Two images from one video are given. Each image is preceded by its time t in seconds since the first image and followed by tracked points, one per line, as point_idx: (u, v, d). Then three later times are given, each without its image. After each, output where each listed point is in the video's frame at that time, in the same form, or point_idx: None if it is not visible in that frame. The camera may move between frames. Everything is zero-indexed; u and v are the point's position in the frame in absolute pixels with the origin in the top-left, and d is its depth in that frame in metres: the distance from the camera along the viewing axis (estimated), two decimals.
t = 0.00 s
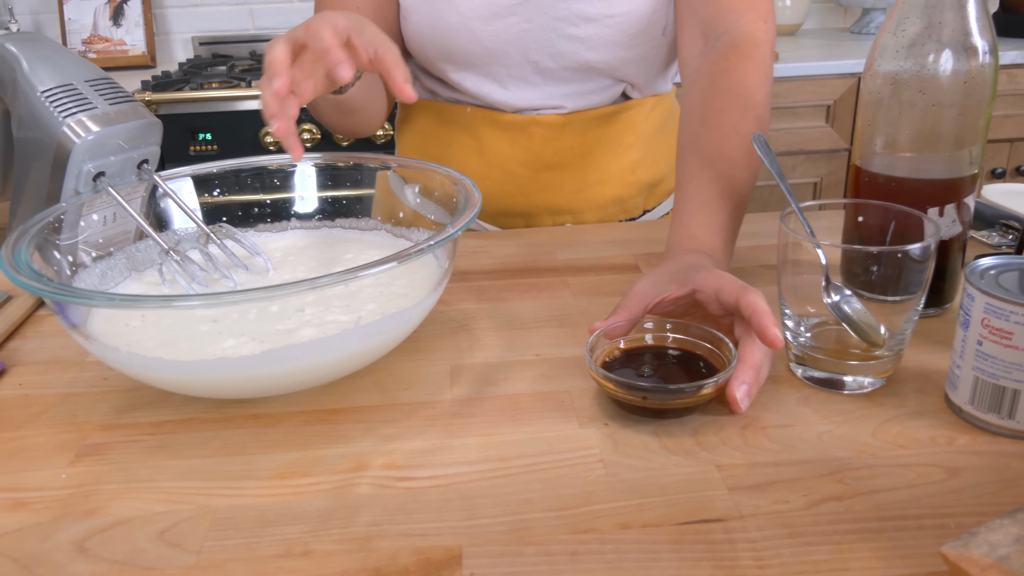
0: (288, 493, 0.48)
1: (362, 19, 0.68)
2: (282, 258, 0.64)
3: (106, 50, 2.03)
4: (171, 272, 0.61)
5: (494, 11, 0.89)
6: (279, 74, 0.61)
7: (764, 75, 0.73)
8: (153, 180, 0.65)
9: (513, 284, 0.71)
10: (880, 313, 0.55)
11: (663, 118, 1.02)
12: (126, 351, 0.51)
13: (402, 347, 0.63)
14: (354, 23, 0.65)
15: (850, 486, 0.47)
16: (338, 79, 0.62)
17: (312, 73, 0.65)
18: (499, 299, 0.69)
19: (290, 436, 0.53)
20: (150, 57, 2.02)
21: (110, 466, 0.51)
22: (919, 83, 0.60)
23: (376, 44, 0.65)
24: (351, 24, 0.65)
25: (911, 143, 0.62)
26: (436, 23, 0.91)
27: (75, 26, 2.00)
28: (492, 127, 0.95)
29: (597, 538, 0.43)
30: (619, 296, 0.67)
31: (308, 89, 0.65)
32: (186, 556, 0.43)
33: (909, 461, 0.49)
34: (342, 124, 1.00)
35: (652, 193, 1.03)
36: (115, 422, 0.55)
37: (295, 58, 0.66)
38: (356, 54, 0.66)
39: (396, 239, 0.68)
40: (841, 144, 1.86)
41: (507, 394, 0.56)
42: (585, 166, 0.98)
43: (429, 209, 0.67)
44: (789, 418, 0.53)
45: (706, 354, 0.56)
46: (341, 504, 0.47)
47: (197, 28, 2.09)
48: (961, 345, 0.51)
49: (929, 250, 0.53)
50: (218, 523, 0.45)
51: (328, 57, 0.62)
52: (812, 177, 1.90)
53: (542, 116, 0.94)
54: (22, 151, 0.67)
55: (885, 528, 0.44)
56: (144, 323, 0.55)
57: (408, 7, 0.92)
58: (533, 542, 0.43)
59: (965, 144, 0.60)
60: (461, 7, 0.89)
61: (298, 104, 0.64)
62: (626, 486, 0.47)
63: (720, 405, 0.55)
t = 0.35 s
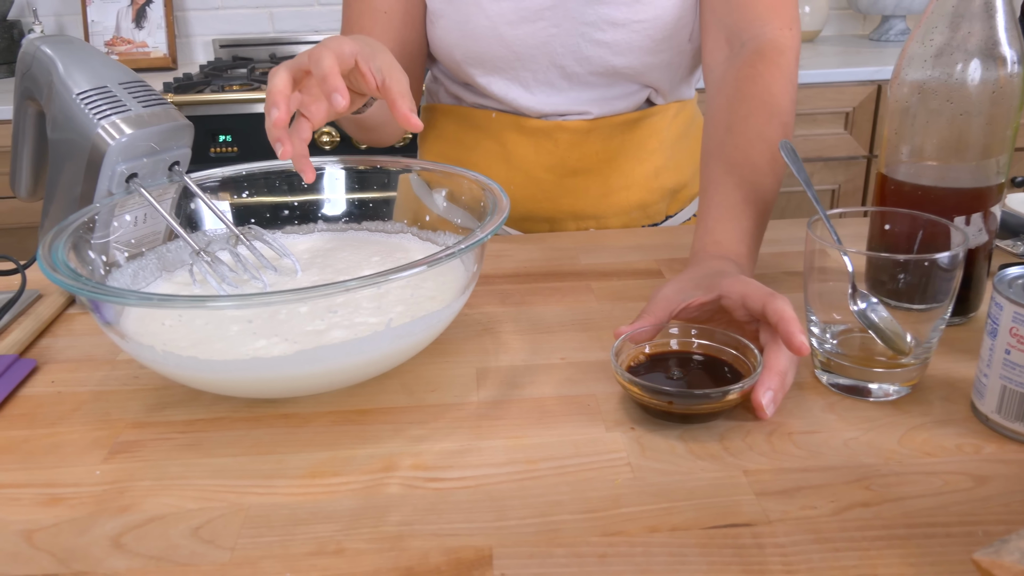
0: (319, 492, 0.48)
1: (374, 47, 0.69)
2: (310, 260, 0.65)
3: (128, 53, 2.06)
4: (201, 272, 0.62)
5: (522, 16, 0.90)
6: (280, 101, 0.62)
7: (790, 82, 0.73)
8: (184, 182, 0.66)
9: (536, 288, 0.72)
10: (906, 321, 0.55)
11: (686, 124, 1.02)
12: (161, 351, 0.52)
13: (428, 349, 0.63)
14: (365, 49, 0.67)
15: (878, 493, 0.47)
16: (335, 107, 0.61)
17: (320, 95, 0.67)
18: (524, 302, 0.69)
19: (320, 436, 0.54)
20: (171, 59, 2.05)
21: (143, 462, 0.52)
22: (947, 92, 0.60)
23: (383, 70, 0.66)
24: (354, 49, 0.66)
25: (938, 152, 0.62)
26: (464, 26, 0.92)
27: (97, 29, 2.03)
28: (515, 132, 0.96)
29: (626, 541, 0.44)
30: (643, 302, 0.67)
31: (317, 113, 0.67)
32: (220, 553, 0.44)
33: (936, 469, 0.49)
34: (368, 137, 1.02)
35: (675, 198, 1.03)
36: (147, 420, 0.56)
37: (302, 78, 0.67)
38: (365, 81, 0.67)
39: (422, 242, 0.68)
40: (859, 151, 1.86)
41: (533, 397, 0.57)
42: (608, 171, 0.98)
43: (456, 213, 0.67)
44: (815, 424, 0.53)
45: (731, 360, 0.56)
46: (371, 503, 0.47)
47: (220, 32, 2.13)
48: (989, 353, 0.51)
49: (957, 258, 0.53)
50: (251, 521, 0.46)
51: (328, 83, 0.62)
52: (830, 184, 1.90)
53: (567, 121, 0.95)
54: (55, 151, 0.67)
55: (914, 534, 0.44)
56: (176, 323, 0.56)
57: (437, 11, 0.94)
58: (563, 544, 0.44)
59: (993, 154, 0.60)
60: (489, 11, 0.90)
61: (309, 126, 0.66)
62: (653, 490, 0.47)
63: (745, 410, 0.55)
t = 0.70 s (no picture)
0: (354, 494, 0.49)
1: (417, 66, 0.69)
2: (341, 263, 0.66)
3: (153, 55, 2.11)
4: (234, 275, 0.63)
5: (551, 20, 0.91)
6: (337, 125, 0.61)
7: (820, 88, 0.74)
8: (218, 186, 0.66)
9: (564, 293, 0.72)
10: (939, 330, 0.55)
11: (711, 131, 1.03)
12: (198, 352, 0.52)
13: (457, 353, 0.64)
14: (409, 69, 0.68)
15: (913, 503, 0.47)
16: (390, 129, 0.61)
17: (368, 114, 0.68)
18: (552, 307, 0.70)
19: (353, 437, 0.54)
20: (195, 62, 2.07)
21: (179, 462, 0.52)
22: (981, 100, 0.60)
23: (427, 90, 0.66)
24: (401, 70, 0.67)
25: (970, 161, 0.62)
26: (493, 31, 0.93)
27: (123, 31, 2.08)
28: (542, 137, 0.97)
29: (660, 547, 0.44)
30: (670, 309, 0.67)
31: (363, 131, 0.68)
32: (258, 553, 0.44)
33: (971, 480, 0.49)
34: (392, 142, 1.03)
35: (699, 205, 1.04)
36: (181, 420, 0.57)
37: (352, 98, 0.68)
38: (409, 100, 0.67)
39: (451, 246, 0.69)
40: (881, 157, 1.85)
41: (563, 402, 0.57)
42: (634, 177, 0.99)
43: (486, 218, 0.68)
44: (846, 433, 0.53)
45: (762, 368, 0.56)
46: (404, 506, 0.48)
47: (242, 35, 2.15)
48: None
49: (993, 267, 0.52)
50: (287, 522, 0.47)
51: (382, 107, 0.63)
52: (851, 190, 1.89)
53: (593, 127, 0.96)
54: (90, 152, 0.68)
55: (950, 545, 0.44)
56: (211, 324, 0.56)
57: (467, 15, 0.95)
58: (597, 549, 0.44)
59: None
60: (518, 16, 0.91)
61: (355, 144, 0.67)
62: (686, 497, 0.48)
63: (777, 418, 0.55)
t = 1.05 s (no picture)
0: (381, 501, 0.49)
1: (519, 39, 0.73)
2: (365, 270, 0.67)
3: (172, 56, 2.26)
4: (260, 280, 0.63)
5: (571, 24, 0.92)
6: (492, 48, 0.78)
7: (842, 90, 0.74)
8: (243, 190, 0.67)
9: (587, 301, 0.73)
10: (970, 344, 0.55)
11: (734, 140, 1.03)
12: (225, 359, 0.53)
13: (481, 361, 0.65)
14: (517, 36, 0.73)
15: (944, 517, 0.46)
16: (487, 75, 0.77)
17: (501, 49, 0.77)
18: (574, 316, 0.71)
19: (380, 444, 0.55)
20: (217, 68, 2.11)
21: (205, 467, 0.52)
22: (1013, 111, 0.60)
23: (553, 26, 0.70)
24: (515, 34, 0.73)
25: (999, 172, 0.61)
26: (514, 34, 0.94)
27: (144, 35, 2.24)
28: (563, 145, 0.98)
29: (690, 559, 0.43)
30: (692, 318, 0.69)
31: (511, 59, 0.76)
32: (286, 559, 0.44)
33: (1003, 494, 0.48)
34: (371, 132, 1.03)
35: (720, 215, 1.04)
36: (207, 424, 0.57)
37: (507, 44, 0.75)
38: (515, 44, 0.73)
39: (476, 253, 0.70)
40: (901, 166, 1.86)
41: (588, 411, 0.57)
42: (654, 185, 1.00)
43: (512, 225, 0.68)
44: (875, 446, 0.53)
45: (790, 379, 0.56)
46: (432, 514, 0.48)
47: (259, 39, 2.32)
48: None
49: None
50: (314, 528, 0.47)
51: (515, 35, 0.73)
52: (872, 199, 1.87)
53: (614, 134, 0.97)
54: (118, 156, 0.69)
55: (983, 561, 0.43)
56: (237, 330, 0.57)
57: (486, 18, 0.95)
58: (626, 561, 0.44)
59: None
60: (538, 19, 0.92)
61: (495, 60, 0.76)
62: (714, 508, 0.47)
63: (804, 429, 0.55)
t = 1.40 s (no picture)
0: (408, 505, 0.49)
1: None
2: (390, 272, 0.67)
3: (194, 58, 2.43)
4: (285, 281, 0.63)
5: (589, 29, 0.91)
6: None
7: (869, 92, 0.73)
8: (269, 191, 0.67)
9: (612, 305, 0.74)
10: (1004, 352, 0.54)
11: (760, 144, 1.02)
12: (255, 359, 0.52)
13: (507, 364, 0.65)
14: None
15: (980, 528, 0.46)
16: None
17: None
18: (599, 320, 0.71)
19: (408, 447, 0.55)
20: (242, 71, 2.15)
21: (233, 468, 0.53)
22: None
23: None
24: None
25: None
26: (533, 40, 0.94)
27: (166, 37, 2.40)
28: (587, 147, 0.99)
29: (721, 568, 0.43)
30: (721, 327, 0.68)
31: None
32: (314, 562, 0.44)
33: None
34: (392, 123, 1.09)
35: (744, 219, 1.04)
36: (234, 426, 0.57)
37: None
38: None
39: (500, 257, 0.70)
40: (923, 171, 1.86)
41: (615, 416, 0.57)
42: (677, 188, 1.00)
43: (538, 229, 0.67)
44: (908, 455, 0.52)
45: (821, 387, 0.55)
46: (460, 518, 0.47)
47: (280, 41, 2.44)
48: None
49: None
50: (342, 531, 0.46)
51: None
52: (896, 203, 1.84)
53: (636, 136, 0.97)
54: (145, 157, 0.70)
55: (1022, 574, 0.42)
56: (263, 331, 0.57)
57: (506, 25, 0.96)
58: (657, 568, 0.43)
59: None
60: (556, 24, 0.92)
61: None
62: (745, 516, 0.47)
63: (835, 437, 0.54)
